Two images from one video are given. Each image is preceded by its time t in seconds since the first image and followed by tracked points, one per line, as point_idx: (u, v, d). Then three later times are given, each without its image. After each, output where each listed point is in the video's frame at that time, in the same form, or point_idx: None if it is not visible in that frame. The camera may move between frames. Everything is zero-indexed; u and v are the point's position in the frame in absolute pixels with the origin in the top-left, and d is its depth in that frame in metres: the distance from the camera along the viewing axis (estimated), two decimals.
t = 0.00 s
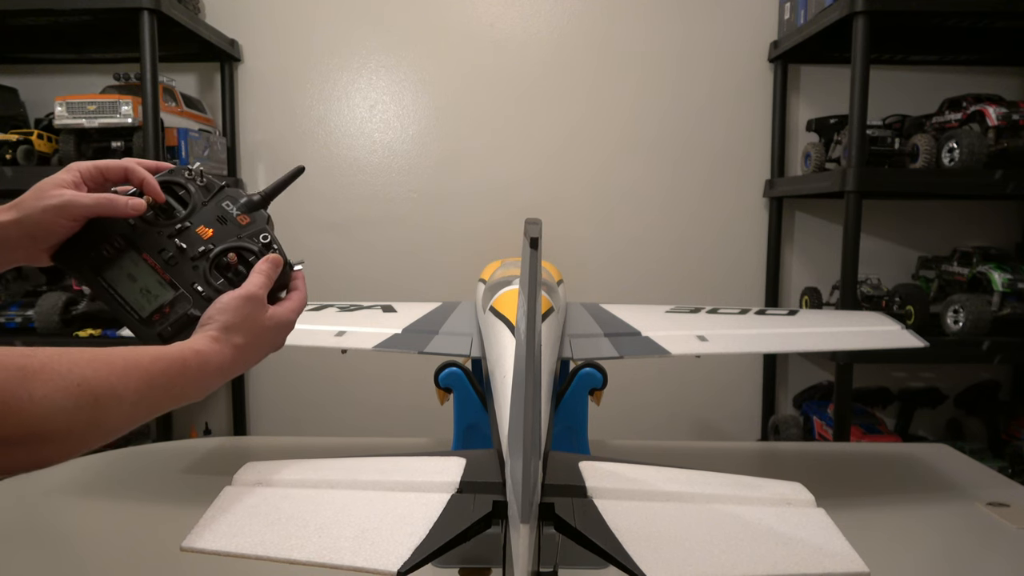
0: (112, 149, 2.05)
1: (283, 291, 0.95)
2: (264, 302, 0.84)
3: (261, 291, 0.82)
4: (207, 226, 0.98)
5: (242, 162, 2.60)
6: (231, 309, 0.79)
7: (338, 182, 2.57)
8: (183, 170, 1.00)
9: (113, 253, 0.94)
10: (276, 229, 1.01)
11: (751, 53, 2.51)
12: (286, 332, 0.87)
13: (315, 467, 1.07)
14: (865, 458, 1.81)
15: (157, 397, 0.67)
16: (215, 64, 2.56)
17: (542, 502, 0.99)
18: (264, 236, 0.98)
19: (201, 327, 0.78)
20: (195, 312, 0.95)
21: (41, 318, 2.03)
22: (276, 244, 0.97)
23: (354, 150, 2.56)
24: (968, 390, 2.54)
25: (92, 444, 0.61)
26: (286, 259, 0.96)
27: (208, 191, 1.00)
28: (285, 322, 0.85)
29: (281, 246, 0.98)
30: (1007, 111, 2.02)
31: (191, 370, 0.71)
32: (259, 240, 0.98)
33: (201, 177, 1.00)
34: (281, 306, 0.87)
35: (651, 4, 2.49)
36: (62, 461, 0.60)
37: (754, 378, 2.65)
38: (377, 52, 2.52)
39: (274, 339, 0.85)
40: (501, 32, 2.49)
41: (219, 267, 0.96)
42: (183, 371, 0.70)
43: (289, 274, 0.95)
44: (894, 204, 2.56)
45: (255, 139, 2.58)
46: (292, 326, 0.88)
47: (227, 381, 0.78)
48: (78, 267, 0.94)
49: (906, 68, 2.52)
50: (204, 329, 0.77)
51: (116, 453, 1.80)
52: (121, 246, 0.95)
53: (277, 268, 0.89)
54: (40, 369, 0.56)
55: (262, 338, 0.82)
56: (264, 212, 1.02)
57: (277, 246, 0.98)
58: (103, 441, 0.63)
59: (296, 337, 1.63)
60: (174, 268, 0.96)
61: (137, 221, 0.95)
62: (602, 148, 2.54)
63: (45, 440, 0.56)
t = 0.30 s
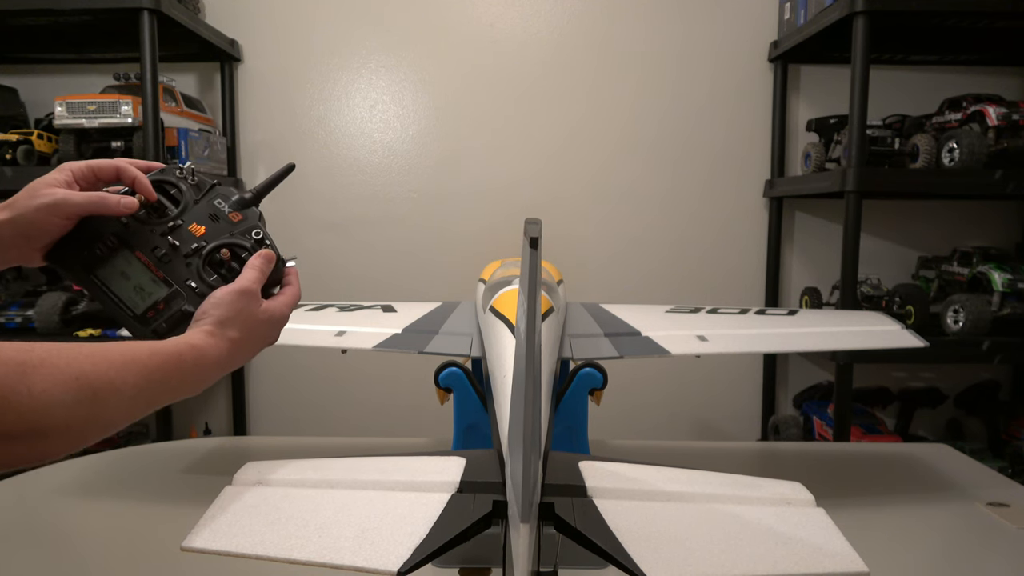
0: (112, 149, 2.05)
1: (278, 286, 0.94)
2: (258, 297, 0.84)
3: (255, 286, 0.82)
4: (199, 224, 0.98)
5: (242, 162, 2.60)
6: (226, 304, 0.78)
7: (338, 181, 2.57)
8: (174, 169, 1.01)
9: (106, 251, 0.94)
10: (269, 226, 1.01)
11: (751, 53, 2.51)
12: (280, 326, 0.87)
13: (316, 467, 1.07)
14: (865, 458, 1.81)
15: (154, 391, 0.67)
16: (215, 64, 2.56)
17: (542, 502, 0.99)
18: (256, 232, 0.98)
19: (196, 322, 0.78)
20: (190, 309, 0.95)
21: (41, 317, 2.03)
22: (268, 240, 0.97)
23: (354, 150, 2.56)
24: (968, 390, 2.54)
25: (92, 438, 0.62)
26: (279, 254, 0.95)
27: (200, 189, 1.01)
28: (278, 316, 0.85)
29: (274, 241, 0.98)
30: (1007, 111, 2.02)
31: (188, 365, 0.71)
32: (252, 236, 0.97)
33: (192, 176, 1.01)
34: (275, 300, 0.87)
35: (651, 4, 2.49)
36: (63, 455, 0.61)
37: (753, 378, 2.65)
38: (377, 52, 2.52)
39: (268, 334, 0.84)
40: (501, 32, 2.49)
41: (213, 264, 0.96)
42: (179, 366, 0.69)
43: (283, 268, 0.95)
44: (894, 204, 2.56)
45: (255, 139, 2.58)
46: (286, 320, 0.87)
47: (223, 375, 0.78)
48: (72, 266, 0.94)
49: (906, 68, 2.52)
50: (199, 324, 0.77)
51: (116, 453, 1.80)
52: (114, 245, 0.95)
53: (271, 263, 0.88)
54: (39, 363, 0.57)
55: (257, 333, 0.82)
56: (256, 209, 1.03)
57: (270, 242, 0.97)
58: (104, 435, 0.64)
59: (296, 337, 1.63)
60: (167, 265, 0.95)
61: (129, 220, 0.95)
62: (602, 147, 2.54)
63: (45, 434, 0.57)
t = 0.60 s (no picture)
0: (112, 149, 2.04)
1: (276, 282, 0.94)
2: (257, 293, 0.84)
3: (253, 282, 0.82)
4: (197, 221, 0.98)
5: (242, 162, 2.60)
6: (224, 299, 0.78)
7: (338, 181, 2.57)
8: (171, 167, 1.01)
9: (103, 249, 0.95)
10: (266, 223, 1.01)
11: (751, 53, 2.51)
12: (279, 322, 0.87)
13: (316, 467, 1.07)
14: (865, 458, 1.81)
15: (154, 387, 0.67)
16: (215, 64, 2.56)
17: (542, 502, 0.99)
18: (253, 229, 0.98)
19: (194, 319, 0.78)
20: (188, 306, 0.94)
21: (41, 318, 2.03)
22: (266, 237, 0.97)
23: (354, 150, 2.56)
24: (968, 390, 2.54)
25: (92, 434, 0.62)
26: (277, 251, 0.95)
27: (196, 187, 1.01)
28: (277, 312, 0.85)
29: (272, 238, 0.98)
30: (1007, 111, 2.02)
31: (187, 361, 0.71)
32: (249, 233, 0.97)
33: (189, 174, 1.01)
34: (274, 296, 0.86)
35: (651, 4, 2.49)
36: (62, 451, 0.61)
37: (753, 378, 2.65)
38: (377, 52, 2.52)
39: (267, 330, 0.84)
40: (501, 32, 2.49)
41: (210, 261, 0.96)
42: (179, 362, 0.70)
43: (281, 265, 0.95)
44: (894, 204, 2.56)
45: (255, 139, 2.58)
46: (285, 315, 0.87)
47: (222, 371, 0.78)
48: (70, 264, 0.95)
49: (906, 68, 2.52)
50: (198, 320, 0.77)
51: (116, 453, 1.80)
52: (111, 243, 0.95)
53: (268, 260, 0.88)
54: (37, 359, 0.57)
55: (255, 329, 0.82)
56: (253, 206, 1.03)
57: (268, 239, 0.97)
58: (104, 431, 0.64)
59: (296, 337, 1.63)
60: (165, 263, 0.95)
61: (126, 218, 0.95)
62: (602, 147, 2.54)
63: (43, 431, 0.57)
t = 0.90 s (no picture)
0: (112, 149, 2.04)
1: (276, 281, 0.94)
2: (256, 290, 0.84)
3: (253, 279, 0.82)
4: (196, 219, 0.98)
5: (242, 162, 2.60)
6: (223, 296, 0.78)
7: (338, 181, 2.57)
8: (171, 166, 1.01)
9: (102, 247, 0.94)
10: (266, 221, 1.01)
11: (751, 53, 2.51)
12: (279, 320, 0.87)
13: (315, 467, 1.07)
14: (865, 458, 1.81)
15: (153, 384, 0.67)
16: (215, 64, 2.56)
17: (542, 502, 0.99)
18: (253, 227, 0.98)
19: (193, 316, 0.78)
20: (187, 303, 0.94)
21: (41, 318, 2.03)
22: (266, 234, 0.97)
23: (354, 150, 2.56)
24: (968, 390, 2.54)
25: (92, 430, 0.62)
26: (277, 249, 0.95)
27: (196, 185, 1.01)
28: (276, 310, 0.85)
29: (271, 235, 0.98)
30: (1007, 111, 2.02)
31: (186, 358, 0.71)
32: (249, 231, 0.97)
33: (189, 172, 1.01)
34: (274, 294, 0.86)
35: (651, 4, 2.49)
36: (62, 448, 0.61)
37: (753, 378, 2.65)
38: (377, 52, 2.52)
39: (266, 327, 0.84)
40: (501, 32, 2.49)
41: (210, 259, 0.96)
42: (178, 359, 0.70)
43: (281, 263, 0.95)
44: (894, 204, 2.56)
45: (255, 139, 2.58)
46: (285, 314, 0.87)
47: (221, 368, 0.78)
48: (69, 262, 0.95)
49: (906, 68, 2.52)
50: (197, 318, 0.77)
51: (115, 454, 1.79)
52: (110, 241, 0.95)
53: (268, 258, 0.88)
54: (36, 355, 0.57)
55: (255, 326, 0.82)
56: (253, 204, 1.03)
57: (267, 237, 0.97)
58: (104, 428, 0.64)
59: (296, 337, 1.63)
60: (164, 261, 0.95)
61: (125, 216, 0.95)
62: (602, 147, 2.54)
63: (42, 428, 0.57)
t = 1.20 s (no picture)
0: (112, 149, 2.04)
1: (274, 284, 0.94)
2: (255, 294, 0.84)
3: (252, 283, 0.82)
4: (196, 223, 0.98)
5: (242, 162, 2.60)
6: (222, 300, 0.78)
7: (338, 181, 2.57)
8: (171, 171, 1.01)
9: (102, 250, 0.95)
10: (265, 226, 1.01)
11: (751, 53, 2.51)
12: (277, 324, 0.87)
13: (315, 467, 1.07)
14: (865, 458, 1.81)
15: (151, 387, 0.67)
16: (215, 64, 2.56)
17: (542, 502, 0.99)
18: (253, 232, 0.98)
19: (192, 319, 0.78)
20: (185, 307, 0.94)
21: (41, 318, 2.03)
22: (266, 239, 0.97)
23: (354, 150, 2.56)
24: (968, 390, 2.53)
25: (90, 432, 0.62)
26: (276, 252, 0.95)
27: (197, 190, 1.01)
28: (275, 314, 0.85)
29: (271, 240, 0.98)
30: (1007, 111, 2.02)
31: (185, 362, 0.71)
32: (249, 235, 0.97)
33: (189, 177, 1.01)
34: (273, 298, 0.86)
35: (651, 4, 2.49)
36: (60, 449, 0.62)
37: (753, 378, 2.65)
38: (377, 52, 2.52)
39: (265, 331, 0.84)
40: (501, 32, 2.49)
41: (209, 263, 0.96)
42: (176, 362, 0.69)
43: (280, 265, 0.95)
44: (894, 204, 2.56)
45: (255, 139, 2.58)
46: (283, 318, 0.87)
47: (219, 371, 0.78)
48: (68, 265, 0.95)
49: (906, 68, 2.52)
50: (195, 321, 0.77)
51: (115, 454, 1.79)
52: (110, 244, 0.95)
53: (267, 261, 0.88)
54: (33, 357, 0.57)
55: (253, 330, 0.82)
56: (253, 209, 1.02)
57: (267, 241, 0.97)
58: (102, 429, 0.64)
59: (296, 337, 1.63)
60: (163, 264, 0.95)
61: (124, 220, 0.95)
62: (602, 147, 2.54)
63: (39, 428, 0.57)
